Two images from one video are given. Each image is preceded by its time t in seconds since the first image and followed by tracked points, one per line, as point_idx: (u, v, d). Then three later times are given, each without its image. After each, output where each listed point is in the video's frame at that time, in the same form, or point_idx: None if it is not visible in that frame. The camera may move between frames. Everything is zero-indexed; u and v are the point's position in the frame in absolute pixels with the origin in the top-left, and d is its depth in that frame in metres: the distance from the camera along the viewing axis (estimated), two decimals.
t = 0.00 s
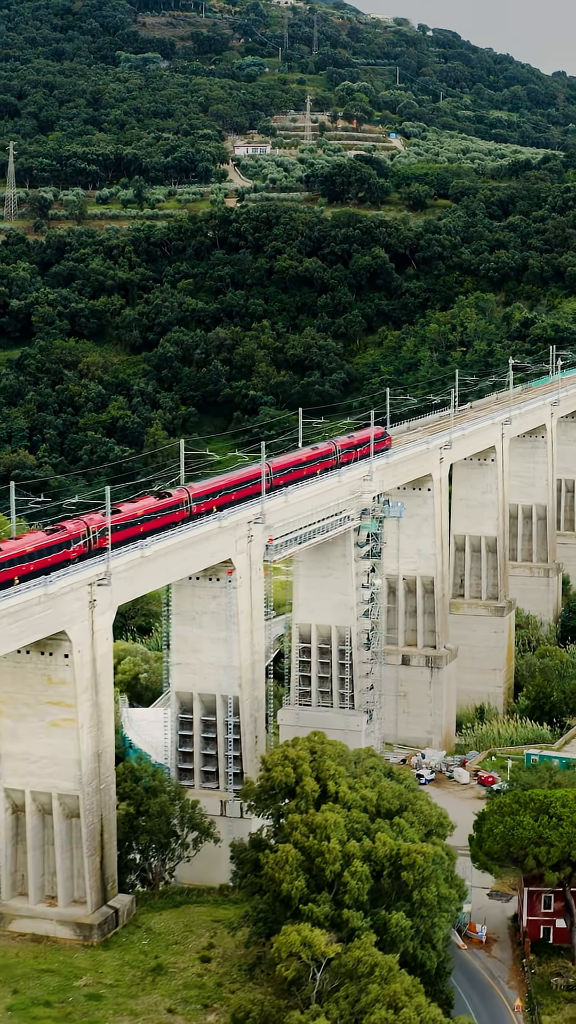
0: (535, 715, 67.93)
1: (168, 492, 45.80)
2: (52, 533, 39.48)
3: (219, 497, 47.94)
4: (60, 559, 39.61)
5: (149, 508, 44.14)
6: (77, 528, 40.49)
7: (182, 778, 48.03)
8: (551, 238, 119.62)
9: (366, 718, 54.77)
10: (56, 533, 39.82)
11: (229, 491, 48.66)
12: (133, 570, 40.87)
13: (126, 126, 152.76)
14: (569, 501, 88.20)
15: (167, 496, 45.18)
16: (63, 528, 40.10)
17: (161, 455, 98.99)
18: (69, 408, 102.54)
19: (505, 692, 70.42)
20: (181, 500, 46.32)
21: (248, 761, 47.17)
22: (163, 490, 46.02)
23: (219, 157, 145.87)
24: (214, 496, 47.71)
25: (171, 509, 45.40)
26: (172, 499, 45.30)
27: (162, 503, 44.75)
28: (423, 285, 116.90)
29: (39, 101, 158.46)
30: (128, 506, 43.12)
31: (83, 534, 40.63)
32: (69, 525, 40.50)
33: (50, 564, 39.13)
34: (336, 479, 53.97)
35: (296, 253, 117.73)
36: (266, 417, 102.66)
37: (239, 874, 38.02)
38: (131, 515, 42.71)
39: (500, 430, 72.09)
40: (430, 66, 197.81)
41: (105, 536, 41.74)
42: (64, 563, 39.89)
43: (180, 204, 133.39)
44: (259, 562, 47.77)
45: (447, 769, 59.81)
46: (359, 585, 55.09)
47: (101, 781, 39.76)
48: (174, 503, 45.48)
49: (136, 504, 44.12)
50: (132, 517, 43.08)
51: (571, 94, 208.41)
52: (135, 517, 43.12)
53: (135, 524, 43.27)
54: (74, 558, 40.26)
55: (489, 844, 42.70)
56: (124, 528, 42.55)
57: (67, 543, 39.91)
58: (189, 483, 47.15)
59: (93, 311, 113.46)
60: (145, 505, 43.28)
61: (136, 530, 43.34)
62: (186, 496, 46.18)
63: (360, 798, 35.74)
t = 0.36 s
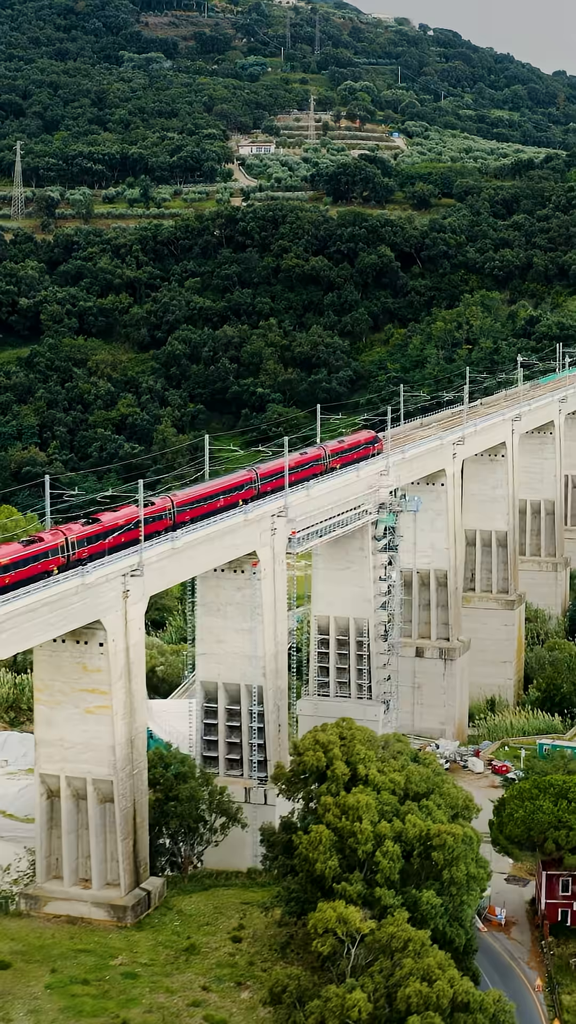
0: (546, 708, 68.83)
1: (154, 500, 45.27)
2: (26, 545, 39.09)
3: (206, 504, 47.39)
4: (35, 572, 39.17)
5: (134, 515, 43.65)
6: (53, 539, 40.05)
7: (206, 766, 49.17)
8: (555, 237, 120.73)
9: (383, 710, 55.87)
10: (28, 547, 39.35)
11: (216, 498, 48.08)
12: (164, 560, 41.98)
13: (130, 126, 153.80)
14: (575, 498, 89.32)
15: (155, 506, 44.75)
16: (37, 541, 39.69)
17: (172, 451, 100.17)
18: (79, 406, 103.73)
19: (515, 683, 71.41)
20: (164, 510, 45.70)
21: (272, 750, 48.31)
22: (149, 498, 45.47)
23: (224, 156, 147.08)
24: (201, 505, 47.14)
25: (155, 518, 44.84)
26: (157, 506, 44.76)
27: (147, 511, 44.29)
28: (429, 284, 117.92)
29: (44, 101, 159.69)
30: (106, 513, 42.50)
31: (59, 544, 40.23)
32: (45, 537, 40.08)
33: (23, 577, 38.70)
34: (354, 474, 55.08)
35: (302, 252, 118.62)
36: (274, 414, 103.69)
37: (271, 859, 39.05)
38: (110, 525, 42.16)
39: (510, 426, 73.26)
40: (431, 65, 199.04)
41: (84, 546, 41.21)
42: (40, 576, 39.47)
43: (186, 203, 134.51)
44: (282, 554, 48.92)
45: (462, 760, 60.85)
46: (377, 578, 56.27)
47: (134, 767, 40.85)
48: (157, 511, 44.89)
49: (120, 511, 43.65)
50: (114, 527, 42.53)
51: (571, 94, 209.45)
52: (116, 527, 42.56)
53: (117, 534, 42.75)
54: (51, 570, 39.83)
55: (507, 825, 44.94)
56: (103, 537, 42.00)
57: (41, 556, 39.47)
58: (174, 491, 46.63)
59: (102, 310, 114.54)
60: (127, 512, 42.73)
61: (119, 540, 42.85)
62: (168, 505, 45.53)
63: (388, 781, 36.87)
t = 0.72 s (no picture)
0: (556, 700, 69.49)
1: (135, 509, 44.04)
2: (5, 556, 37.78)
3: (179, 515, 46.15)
4: (11, 585, 37.83)
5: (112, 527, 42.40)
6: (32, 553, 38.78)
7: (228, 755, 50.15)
8: (559, 236, 121.75)
9: (399, 701, 56.83)
10: (13, 556, 38.38)
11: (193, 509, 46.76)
12: (191, 554, 42.96)
13: (136, 126, 154.70)
14: None
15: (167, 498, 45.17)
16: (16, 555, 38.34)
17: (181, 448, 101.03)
18: (88, 404, 104.79)
19: (525, 677, 72.31)
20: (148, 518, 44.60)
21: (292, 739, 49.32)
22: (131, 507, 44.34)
23: (230, 156, 148.06)
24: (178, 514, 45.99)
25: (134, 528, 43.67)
26: (138, 518, 43.57)
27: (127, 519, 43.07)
28: (434, 282, 118.86)
29: (49, 101, 160.70)
30: (92, 523, 41.58)
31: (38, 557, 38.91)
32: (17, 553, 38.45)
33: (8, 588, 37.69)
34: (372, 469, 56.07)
35: (308, 250, 119.33)
36: (282, 411, 104.64)
37: (299, 844, 40.07)
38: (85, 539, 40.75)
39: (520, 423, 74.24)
40: (433, 64, 200.13)
41: (67, 557, 40.25)
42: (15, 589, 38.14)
43: (192, 202, 135.42)
44: (302, 547, 49.92)
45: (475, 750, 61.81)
46: (393, 572, 57.24)
47: (163, 754, 41.86)
48: (138, 522, 43.70)
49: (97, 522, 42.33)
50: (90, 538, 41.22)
51: (573, 93, 210.50)
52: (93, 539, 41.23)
53: (94, 544, 41.45)
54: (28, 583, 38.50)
55: (527, 813, 46.13)
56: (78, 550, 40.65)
57: (19, 567, 38.16)
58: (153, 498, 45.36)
59: (110, 309, 115.36)
60: (105, 524, 41.45)
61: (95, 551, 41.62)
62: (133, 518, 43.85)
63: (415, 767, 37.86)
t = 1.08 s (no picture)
0: (568, 689, 70.63)
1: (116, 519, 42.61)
2: None
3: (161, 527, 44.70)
4: None
5: (92, 538, 40.98)
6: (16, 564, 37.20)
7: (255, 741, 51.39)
8: (565, 234, 122.97)
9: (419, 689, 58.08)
10: None
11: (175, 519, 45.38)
12: (224, 544, 44.21)
13: (142, 125, 155.79)
14: None
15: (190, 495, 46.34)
16: None
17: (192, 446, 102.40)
18: (100, 401, 105.87)
19: (537, 668, 73.45)
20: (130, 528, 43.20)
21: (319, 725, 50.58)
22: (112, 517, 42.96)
23: (236, 155, 149.36)
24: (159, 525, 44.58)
25: (113, 540, 42.19)
26: (119, 528, 42.20)
27: (107, 530, 41.68)
28: (442, 280, 120.04)
29: (56, 100, 161.97)
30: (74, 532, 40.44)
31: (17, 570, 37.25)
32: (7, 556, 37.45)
33: None
34: (393, 463, 57.37)
35: (317, 248, 120.33)
36: (292, 408, 105.91)
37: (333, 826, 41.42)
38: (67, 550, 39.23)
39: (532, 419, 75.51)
40: (436, 63, 201.29)
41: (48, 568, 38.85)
42: None
43: (200, 200, 136.70)
44: (328, 538, 51.20)
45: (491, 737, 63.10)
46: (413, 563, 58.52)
47: (199, 739, 43.12)
48: (117, 534, 42.22)
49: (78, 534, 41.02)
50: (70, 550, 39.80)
51: (575, 92, 211.71)
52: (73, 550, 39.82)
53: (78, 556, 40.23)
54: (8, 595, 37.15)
55: (551, 793, 48.02)
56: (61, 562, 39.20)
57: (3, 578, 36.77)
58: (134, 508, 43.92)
59: (120, 306, 116.35)
60: (86, 537, 40.05)
61: (75, 564, 40.10)
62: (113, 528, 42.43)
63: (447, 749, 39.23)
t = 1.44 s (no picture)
0: None
1: (101, 527, 40.34)
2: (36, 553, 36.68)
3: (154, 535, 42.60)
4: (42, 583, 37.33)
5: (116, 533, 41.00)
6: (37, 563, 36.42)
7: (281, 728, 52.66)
8: (571, 231, 124.00)
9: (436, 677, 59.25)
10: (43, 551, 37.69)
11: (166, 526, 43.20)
12: (254, 535, 45.38)
13: (148, 125, 156.73)
14: None
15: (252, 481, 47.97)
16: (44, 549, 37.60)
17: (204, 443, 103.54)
18: (111, 397, 106.69)
19: (549, 659, 74.31)
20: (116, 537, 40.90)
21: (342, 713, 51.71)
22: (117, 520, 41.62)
23: (243, 153, 150.81)
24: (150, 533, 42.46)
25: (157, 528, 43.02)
26: (141, 524, 42.23)
27: (130, 527, 41.70)
28: (448, 277, 120.92)
29: (62, 97, 163.38)
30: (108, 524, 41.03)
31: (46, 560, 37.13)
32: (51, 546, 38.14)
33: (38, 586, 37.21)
34: (411, 458, 58.63)
35: (324, 247, 120.80)
36: (301, 405, 106.87)
37: (361, 810, 42.70)
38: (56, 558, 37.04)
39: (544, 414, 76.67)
40: (439, 61, 202.47)
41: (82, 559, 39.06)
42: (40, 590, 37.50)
43: (207, 199, 138.05)
44: (351, 530, 52.41)
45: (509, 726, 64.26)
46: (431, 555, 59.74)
47: (229, 725, 44.29)
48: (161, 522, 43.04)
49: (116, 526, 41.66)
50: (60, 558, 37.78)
51: None
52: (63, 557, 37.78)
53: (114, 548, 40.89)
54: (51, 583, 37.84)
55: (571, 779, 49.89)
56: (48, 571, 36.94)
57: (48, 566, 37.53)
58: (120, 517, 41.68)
59: (130, 303, 117.04)
60: (110, 532, 40.11)
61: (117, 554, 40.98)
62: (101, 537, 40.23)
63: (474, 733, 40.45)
